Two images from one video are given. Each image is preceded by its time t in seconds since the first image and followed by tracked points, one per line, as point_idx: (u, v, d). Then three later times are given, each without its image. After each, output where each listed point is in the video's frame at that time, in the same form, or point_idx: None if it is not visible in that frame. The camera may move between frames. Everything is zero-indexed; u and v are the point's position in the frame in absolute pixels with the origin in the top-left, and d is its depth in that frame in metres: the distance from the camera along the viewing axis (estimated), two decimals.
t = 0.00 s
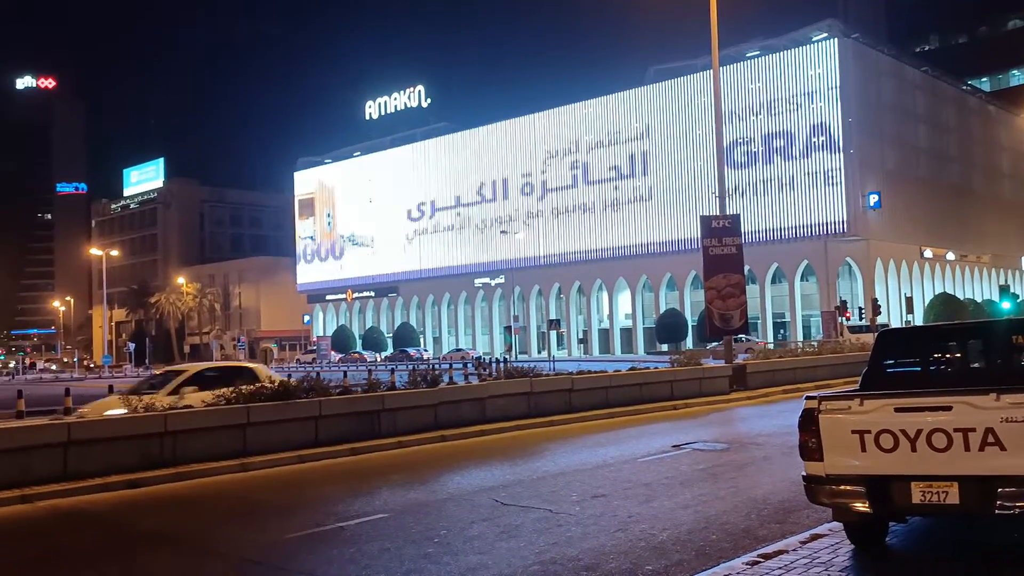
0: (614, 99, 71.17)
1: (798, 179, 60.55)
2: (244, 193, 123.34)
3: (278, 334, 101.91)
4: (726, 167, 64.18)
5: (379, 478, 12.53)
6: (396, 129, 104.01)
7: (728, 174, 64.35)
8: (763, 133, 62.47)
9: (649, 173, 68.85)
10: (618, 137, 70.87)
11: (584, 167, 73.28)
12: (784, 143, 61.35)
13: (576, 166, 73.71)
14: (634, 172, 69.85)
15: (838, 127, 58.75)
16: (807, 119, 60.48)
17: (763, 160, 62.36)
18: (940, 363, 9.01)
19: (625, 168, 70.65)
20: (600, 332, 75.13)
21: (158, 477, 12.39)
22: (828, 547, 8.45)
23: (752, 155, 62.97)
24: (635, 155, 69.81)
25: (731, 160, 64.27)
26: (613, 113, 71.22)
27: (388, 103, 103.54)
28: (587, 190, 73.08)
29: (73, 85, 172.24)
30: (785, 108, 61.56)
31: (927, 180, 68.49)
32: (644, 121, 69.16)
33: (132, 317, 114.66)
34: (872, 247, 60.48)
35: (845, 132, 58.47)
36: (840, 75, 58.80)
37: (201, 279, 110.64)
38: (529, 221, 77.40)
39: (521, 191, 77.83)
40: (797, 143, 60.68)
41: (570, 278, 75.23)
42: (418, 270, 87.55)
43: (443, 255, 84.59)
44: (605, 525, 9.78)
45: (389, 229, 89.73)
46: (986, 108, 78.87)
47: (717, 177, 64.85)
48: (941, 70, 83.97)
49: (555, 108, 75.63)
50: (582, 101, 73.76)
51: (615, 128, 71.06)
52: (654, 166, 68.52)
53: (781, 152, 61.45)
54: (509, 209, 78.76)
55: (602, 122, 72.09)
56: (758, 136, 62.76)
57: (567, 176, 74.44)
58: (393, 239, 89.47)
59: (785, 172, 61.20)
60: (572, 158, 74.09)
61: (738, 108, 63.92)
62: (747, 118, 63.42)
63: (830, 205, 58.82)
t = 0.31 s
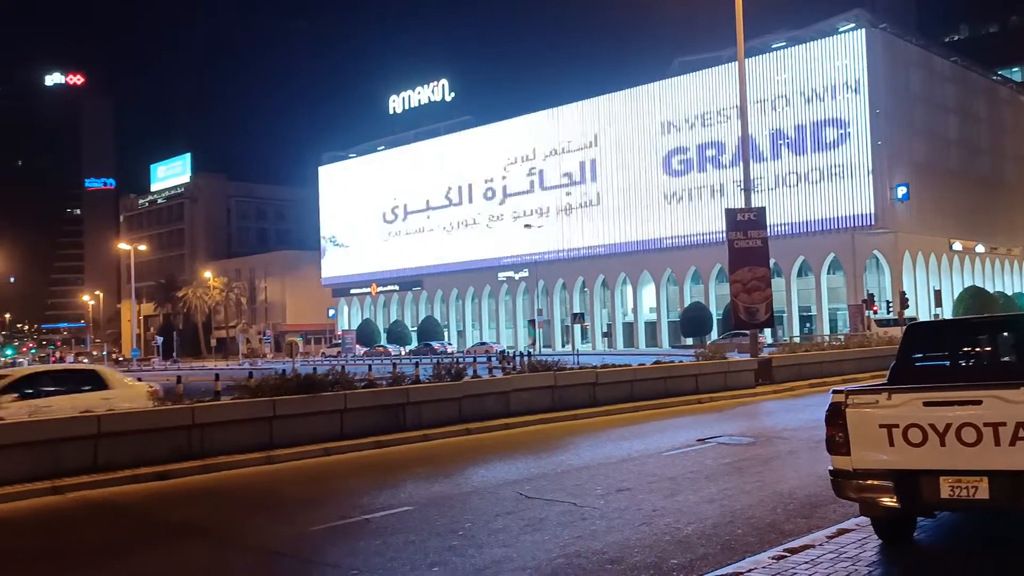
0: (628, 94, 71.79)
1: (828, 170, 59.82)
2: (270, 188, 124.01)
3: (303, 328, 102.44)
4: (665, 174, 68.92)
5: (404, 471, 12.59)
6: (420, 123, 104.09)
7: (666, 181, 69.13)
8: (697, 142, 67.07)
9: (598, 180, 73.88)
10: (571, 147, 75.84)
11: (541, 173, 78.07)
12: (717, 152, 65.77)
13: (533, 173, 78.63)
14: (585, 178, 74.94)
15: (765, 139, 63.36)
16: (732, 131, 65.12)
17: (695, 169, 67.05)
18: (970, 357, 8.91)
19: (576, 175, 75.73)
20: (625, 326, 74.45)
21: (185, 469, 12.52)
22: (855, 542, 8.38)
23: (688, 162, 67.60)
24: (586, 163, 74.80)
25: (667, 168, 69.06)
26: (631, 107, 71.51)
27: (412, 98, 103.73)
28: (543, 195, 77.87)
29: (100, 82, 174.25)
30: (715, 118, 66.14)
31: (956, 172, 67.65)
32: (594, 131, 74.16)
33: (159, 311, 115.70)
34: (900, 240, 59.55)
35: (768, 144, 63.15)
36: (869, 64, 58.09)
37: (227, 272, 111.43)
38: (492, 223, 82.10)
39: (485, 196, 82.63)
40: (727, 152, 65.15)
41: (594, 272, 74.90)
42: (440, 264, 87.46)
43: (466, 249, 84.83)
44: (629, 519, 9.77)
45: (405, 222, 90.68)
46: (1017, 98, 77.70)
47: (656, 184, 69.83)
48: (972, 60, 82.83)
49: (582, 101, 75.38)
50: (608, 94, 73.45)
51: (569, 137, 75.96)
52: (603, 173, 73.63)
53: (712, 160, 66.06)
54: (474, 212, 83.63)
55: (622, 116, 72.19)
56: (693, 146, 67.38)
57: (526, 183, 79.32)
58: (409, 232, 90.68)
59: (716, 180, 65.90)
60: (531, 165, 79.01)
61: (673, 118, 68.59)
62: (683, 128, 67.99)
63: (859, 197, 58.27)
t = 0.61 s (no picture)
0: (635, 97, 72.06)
1: (845, 171, 59.51)
2: (285, 191, 124.54)
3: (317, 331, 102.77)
4: (604, 189, 74.13)
5: (419, 472, 12.62)
6: (433, 125, 104.27)
7: (606, 195, 74.42)
8: (632, 160, 72.34)
9: (545, 194, 78.96)
10: (522, 162, 80.78)
11: (494, 187, 82.93)
12: (650, 169, 70.92)
13: (487, 186, 83.49)
14: (533, 193, 79.91)
15: (691, 158, 68.29)
16: (662, 149, 70.15)
17: (630, 184, 72.35)
18: (987, 357, 8.84)
19: (526, 189, 80.67)
20: (639, 328, 74.28)
21: (202, 471, 12.57)
22: (872, 544, 8.33)
23: (624, 178, 72.90)
24: (535, 178, 79.79)
25: (606, 183, 74.34)
26: (638, 111, 71.78)
27: (425, 100, 104.02)
28: (496, 207, 82.81)
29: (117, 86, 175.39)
30: (646, 138, 71.33)
31: (973, 173, 67.20)
32: (542, 148, 79.23)
33: (175, 314, 116.33)
34: (917, 241, 59.21)
35: (693, 162, 68.09)
36: (885, 66, 57.82)
37: (242, 275, 111.98)
38: (450, 234, 87.44)
39: (444, 207, 87.75)
40: (658, 169, 70.29)
41: (608, 273, 74.82)
42: (452, 266, 87.67)
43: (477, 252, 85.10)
44: (644, 521, 9.75)
45: (414, 223, 91.24)
46: None
47: (598, 199, 75.06)
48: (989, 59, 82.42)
49: (595, 102, 75.29)
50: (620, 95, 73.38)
51: (519, 153, 80.95)
52: (550, 187, 78.67)
53: (645, 176, 71.33)
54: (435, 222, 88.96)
55: (632, 118, 72.28)
56: (629, 162, 72.65)
57: (480, 196, 84.26)
58: (416, 235, 91.33)
59: (648, 195, 71.23)
60: (484, 179, 83.94)
61: (613, 137, 73.65)
62: (620, 146, 73.14)
63: (875, 197, 57.99)
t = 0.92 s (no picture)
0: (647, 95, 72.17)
1: (864, 166, 59.02)
2: (302, 191, 125.02)
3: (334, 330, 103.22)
4: (553, 199, 79.34)
5: (436, 471, 12.64)
6: (450, 124, 104.30)
7: (555, 205, 79.65)
8: (578, 172, 77.56)
9: (501, 203, 84.11)
10: (480, 172, 85.93)
11: (457, 197, 88.40)
12: (594, 181, 76.27)
13: (451, 196, 88.92)
14: (491, 202, 85.05)
15: (629, 170, 73.62)
16: (604, 163, 75.48)
17: (576, 195, 77.66)
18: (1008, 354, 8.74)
19: (484, 199, 85.83)
20: (655, 327, 74.14)
21: (220, 469, 12.63)
22: (892, 544, 8.26)
23: (572, 189, 78.06)
24: (492, 188, 84.89)
25: (555, 193, 79.55)
26: (651, 110, 71.84)
27: (441, 100, 103.96)
28: (458, 216, 88.43)
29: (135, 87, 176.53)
30: (590, 152, 76.60)
31: (994, 169, 66.65)
32: (499, 160, 84.21)
33: (194, 314, 116.99)
34: (936, 239, 58.97)
35: (631, 174, 73.50)
36: (903, 61, 57.41)
37: (260, 275, 112.63)
38: (417, 240, 93.27)
39: (411, 216, 93.61)
40: (604, 182, 75.43)
41: (624, 272, 74.67)
42: (469, 266, 87.79)
43: (493, 251, 85.18)
44: (662, 520, 9.71)
45: (432, 222, 91.51)
46: None
47: (548, 208, 80.35)
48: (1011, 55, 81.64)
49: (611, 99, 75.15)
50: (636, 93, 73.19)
51: (477, 165, 86.21)
52: (506, 197, 83.62)
53: (655, 176, 71.69)
54: (403, 230, 94.85)
55: (646, 116, 72.30)
56: (637, 162, 73.03)
57: (444, 205, 89.85)
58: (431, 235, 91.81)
59: (592, 205, 76.63)
60: (448, 189, 89.42)
61: (588, 145, 76.70)
62: (567, 159, 78.36)
63: (892, 194, 57.61)
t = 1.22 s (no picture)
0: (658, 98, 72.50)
1: (881, 164, 58.69)
2: (317, 193, 125.46)
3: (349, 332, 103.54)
4: (510, 211, 84.46)
5: (451, 472, 12.65)
6: (464, 125, 104.38)
7: (512, 216, 84.81)
8: (532, 185, 82.68)
9: (464, 214, 89.54)
10: (445, 186, 91.37)
11: (423, 208, 93.97)
12: (566, 192, 79.78)
13: (418, 208, 94.54)
14: (454, 214, 90.55)
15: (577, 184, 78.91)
16: (555, 177, 80.67)
17: (531, 207, 82.74)
18: None
19: (449, 210, 91.23)
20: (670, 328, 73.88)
21: (236, 470, 12.69)
22: (910, 546, 8.21)
23: (526, 202, 83.24)
24: (455, 200, 90.33)
25: (511, 205, 84.68)
26: (662, 112, 72.13)
27: (456, 101, 103.96)
28: (424, 226, 94.03)
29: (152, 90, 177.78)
30: (542, 168, 81.96)
31: (1012, 168, 66.32)
32: (460, 175, 89.66)
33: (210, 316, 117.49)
34: (953, 238, 58.58)
35: (599, 184, 77.16)
36: (920, 61, 57.10)
37: (275, 276, 113.16)
38: (389, 249, 99.10)
39: (383, 226, 99.79)
40: (575, 191, 78.94)
41: (639, 273, 74.43)
42: (485, 267, 87.86)
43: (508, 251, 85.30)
44: (678, 521, 9.70)
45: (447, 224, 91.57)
46: None
47: (506, 218, 85.49)
48: None
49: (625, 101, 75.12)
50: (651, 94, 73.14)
51: (442, 179, 91.67)
52: (468, 209, 89.04)
53: (665, 177, 71.96)
54: (375, 239, 101.07)
55: (657, 118, 72.51)
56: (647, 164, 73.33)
57: (412, 216, 95.48)
58: (444, 238, 92.16)
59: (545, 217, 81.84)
60: (416, 201, 94.99)
61: (574, 152, 79.07)
62: (523, 173, 83.39)
63: (909, 194, 57.23)
